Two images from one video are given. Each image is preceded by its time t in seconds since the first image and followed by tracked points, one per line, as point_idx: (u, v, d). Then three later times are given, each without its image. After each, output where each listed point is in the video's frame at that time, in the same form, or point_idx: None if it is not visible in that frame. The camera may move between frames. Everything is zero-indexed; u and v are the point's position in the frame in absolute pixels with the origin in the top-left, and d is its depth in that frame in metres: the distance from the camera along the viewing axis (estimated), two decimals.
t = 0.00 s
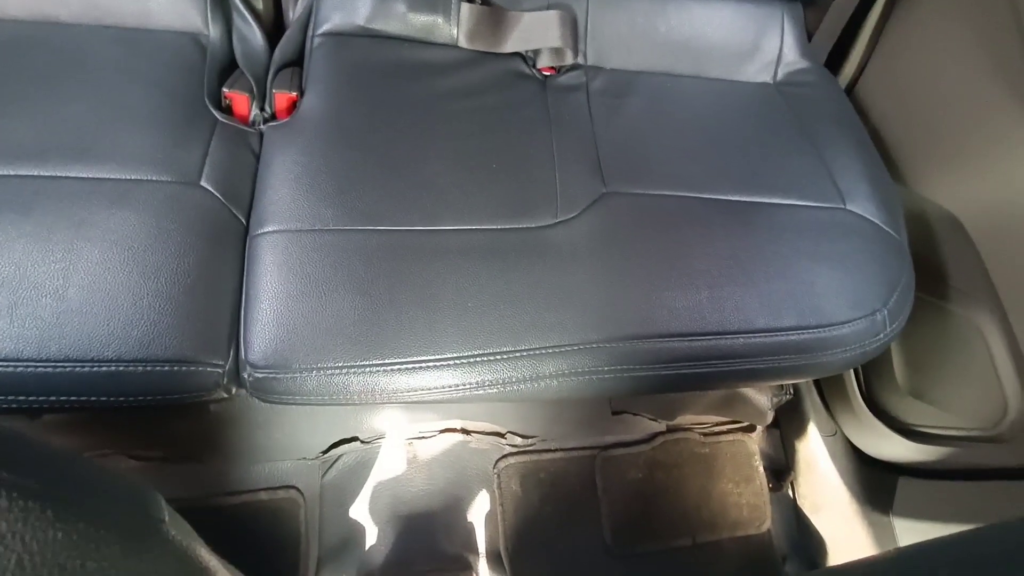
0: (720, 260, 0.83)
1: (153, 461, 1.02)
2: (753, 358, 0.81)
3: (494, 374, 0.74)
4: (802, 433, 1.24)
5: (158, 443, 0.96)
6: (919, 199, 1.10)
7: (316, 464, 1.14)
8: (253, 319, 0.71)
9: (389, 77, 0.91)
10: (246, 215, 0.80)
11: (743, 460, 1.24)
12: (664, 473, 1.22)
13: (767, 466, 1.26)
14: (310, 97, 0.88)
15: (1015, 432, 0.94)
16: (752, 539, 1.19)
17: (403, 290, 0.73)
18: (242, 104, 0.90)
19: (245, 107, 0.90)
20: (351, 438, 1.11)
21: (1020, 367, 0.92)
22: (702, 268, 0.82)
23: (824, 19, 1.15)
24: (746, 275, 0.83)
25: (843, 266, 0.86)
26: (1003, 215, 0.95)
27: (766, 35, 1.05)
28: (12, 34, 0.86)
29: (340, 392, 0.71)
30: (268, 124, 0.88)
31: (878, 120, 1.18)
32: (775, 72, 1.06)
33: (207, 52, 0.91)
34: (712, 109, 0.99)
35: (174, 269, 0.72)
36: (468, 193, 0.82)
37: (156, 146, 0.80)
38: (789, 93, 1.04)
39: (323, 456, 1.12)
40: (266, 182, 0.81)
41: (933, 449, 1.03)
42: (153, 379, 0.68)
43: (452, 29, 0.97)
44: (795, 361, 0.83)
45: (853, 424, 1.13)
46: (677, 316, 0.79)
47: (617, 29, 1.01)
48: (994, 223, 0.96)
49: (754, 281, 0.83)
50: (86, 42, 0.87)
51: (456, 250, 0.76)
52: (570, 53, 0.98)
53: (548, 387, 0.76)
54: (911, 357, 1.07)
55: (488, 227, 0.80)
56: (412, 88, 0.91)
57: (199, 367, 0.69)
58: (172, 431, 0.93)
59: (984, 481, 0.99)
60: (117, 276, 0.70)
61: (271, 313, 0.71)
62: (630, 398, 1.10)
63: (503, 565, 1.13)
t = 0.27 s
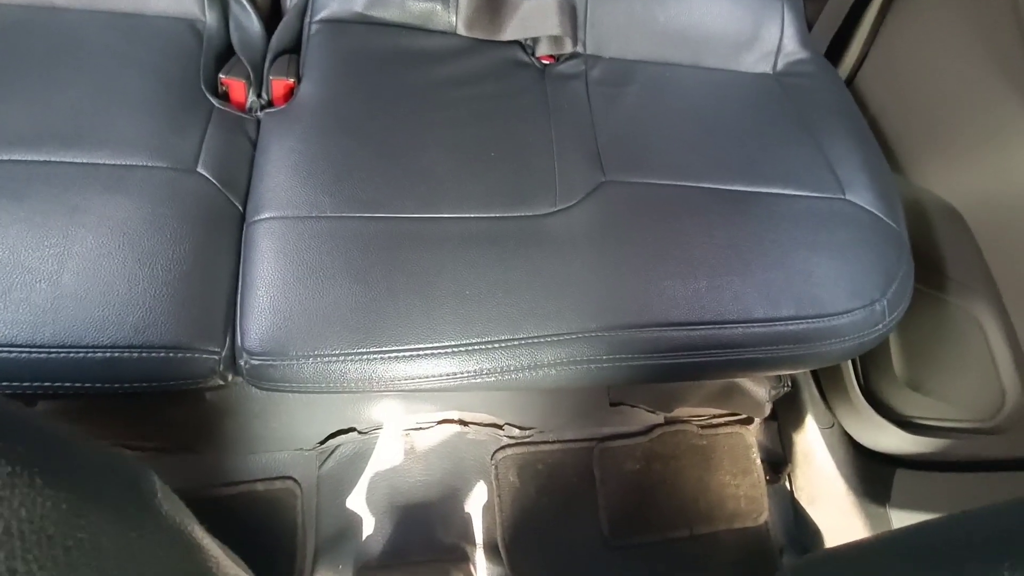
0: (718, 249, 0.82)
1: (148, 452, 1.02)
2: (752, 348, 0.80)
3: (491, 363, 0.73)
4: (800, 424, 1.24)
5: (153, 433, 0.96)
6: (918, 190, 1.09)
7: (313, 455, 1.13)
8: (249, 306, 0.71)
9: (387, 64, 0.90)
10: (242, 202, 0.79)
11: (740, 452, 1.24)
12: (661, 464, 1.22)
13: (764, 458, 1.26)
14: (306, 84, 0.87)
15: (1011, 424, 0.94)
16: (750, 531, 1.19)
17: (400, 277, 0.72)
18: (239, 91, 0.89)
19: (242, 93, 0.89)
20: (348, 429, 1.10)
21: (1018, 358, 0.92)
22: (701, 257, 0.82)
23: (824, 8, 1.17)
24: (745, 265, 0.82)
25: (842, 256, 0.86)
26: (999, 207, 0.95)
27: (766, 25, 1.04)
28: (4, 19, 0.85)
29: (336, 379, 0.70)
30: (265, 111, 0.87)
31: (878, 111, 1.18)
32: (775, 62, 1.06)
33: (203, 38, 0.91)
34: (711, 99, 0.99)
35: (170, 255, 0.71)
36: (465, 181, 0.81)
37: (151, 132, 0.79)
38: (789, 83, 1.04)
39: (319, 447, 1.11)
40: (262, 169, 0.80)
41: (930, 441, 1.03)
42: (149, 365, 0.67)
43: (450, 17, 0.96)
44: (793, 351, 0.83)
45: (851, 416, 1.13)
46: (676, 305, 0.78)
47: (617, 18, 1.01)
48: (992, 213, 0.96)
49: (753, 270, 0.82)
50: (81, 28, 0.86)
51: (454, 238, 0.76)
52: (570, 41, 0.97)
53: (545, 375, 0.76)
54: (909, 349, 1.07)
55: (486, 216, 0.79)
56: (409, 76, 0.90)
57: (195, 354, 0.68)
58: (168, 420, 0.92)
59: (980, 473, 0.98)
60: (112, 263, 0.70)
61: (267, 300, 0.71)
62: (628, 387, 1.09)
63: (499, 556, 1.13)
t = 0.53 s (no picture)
0: (715, 247, 0.83)
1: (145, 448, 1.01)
2: (748, 344, 0.81)
3: (489, 358, 0.73)
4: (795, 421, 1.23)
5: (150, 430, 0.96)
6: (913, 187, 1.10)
7: (311, 451, 1.13)
8: (247, 302, 0.71)
9: (385, 60, 0.90)
10: (240, 198, 0.79)
11: (737, 449, 1.24)
12: (657, 461, 1.22)
13: (760, 455, 1.27)
14: (304, 79, 0.87)
15: (1005, 421, 0.95)
16: (747, 527, 1.20)
17: (398, 273, 0.73)
18: (237, 87, 0.89)
19: (240, 89, 0.89)
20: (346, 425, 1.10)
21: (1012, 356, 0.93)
22: (698, 254, 0.82)
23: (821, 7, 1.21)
24: (742, 262, 0.83)
25: (838, 253, 0.86)
26: (992, 206, 0.96)
27: (764, 22, 1.05)
28: None
29: (334, 375, 0.71)
30: (263, 106, 0.87)
31: (873, 109, 1.18)
32: (772, 60, 1.06)
33: (201, 33, 0.90)
34: (708, 97, 0.99)
35: (168, 250, 0.72)
36: (463, 176, 0.82)
37: (148, 128, 0.79)
38: (785, 82, 1.04)
39: (318, 443, 1.11)
40: (260, 165, 0.80)
41: (925, 439, 1.03)
42: (147, 360, 0.68)
43: (448, 14, 0.96)
44: (788, 348, 0.83)
45: (847, 413, 1.14)
46: (673, 302, 0.78)
47: (614, 15, 1.01)
48: (986, 210, 0.96)
49: (749, 267, 0.83)
50: (78, 23, 0.86)
51: (451, 234, 0.76)
52: (567, 38, 0.98)
53: (543, 371, 0.76)
54: (905, 347, 1.07)
55: (484, 212, 0.79)
56: (407, 72, 0.90)
57: (193, 349, 0.69)
58: (166, 416, 0.92)
59: (977, 469, 1.00)
60: (110, 258, 0.70)
61: (265, 295, 0.71)
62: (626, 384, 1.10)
63: (497, 552, 1.13)
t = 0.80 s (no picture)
0: (707, 245, 0.83)
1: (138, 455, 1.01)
2: (742, 341, 0.81)
3: (484, 358, 0.73)
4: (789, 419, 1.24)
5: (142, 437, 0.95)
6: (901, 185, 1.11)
7: (305, 456, 1.13)
8: (240, 305, 0.71)
9: (375, 62, 0.90)
10: (231, 202, 0.79)
11: (731, 448, 1.24)
12: (653, 460, 1.22)
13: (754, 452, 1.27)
14: (294, 83, 0.87)
15: (991, 415, 0.95)
16: (742, 525, 1.20)
17: (391, 275, 0.73)
18: (227, 91, 0.88)
19: (230, 93, 0.88)
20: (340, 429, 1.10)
21: (998, 350, 0.93)
22: (690, 252, 0.82)
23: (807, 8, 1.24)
24: (734, 259, 0.83)
25: (829, 251, 0.87)
26: (976, 204, 0.97)
27: (751, 23, 1.05)
28: None
29: (329, 378, 0.70)
30: (254, 110, 0.87)
31: (860, 108, 1.19)
32: (760, 60, 1.07)
33: (190, 38, 0.90)
34: (697, 97, 1.00)
35: (159, 255, 0.71)
36: (455, 178, 0.82)
37: (138, 133, 0.79)
38: (773, 82, 1.05)
39: (313, 448, 1.12)
40: (251, 169, 0.80)
41: (916, 434, 1.04)
42: (140, 366, 0.67)
43: (439, 17, 0.96)
44: (781, 344, 0.83)
45: (840, 410, 1.15)
46: (666, 300, 0.79)
47: (603, 17, 1.01)
48: (972, 207, 0.97)
49: (742, 265, 0.83)
50: (65, 29, 0.85)
51: (444, 235, 0.76)
52: (557, 40, 0.98)
53: (537, 371, 0.76)
54: (896, 343, 1.08)
55: (477, 213, 0.79)
56: (398, 75, 0.90)
57: (186, 354, 0.68)
58: (158, 422, 0.92)
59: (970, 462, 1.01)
60: (101, 263, 0.69)
61: (258, 299, 0.71)
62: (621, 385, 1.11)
63: (493, 554, 1.13)
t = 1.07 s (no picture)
0: (681, 247, 0.83)
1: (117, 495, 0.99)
2: (719, 340, 0.81)
3: (463, 373, 0.73)
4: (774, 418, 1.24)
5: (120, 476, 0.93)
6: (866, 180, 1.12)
7: (289, 487, 1.10)
8: (212, 334, 0.70)
9: (340, 84, 0.90)
10: (200, 230, 0.79)
11: (720, 450, 1.24)
12: (642, 468, 1.21)
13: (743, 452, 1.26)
14: (259, 108, 0.86)
15: (970, 397, 0.96)
16: (735, 526, 1.19)
17: (365, 295, 0.72)
18: (191, 119, 0.87)
19: (193, 121, 0.87)
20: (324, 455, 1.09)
21: (971, 331, 0.95)
22: (664, 255, 0.82)
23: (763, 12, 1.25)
24: (708, 259, 0.83)
25: (800, 246, 0.88)
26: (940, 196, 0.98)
27: (709, 29, 1.07)
28: None
29: (307, 402, 0.70)
30: (220, 136, 0.86)
31: (819, 106, 1.20)
32: (721, 65, 1.08)
33: (151, 68, 0.89)
34: (662, 104, 1.01)
35: (126, 287, 0.70)
36: (425, 194, 0.81)
37: (100, 166, 0.78)
38: (735, 85, 1.06)
39: (296, 477, 1.10)
40: (217, 196, 0.79)
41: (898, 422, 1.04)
42: (110, 401, 0.66)
43: (402, 36, 0.96)
44: (759, 341, 0.84)
45: (825, 403, 1.14)
46: (643, 304, 0.79)
47: (564, 30, 1.02)
48: (937, 197, 0.98)
49: (716, 265, 0.83)
50: (21, 65, 0.84)
51: (417, 251, 0.76)
52: (521, 54, 0.99)
53: (518, 381, 0.76)
54: (873, 334, 1.08)
55: (450, 227, 0.79)
56: (363, 94, 0.90)
57: (157, 387, 0.67)
58: (136, 457, 0.90)
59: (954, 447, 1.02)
60: (67, 299, 0.68)
61: (230, 326, 0.70)
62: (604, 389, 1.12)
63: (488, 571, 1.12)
